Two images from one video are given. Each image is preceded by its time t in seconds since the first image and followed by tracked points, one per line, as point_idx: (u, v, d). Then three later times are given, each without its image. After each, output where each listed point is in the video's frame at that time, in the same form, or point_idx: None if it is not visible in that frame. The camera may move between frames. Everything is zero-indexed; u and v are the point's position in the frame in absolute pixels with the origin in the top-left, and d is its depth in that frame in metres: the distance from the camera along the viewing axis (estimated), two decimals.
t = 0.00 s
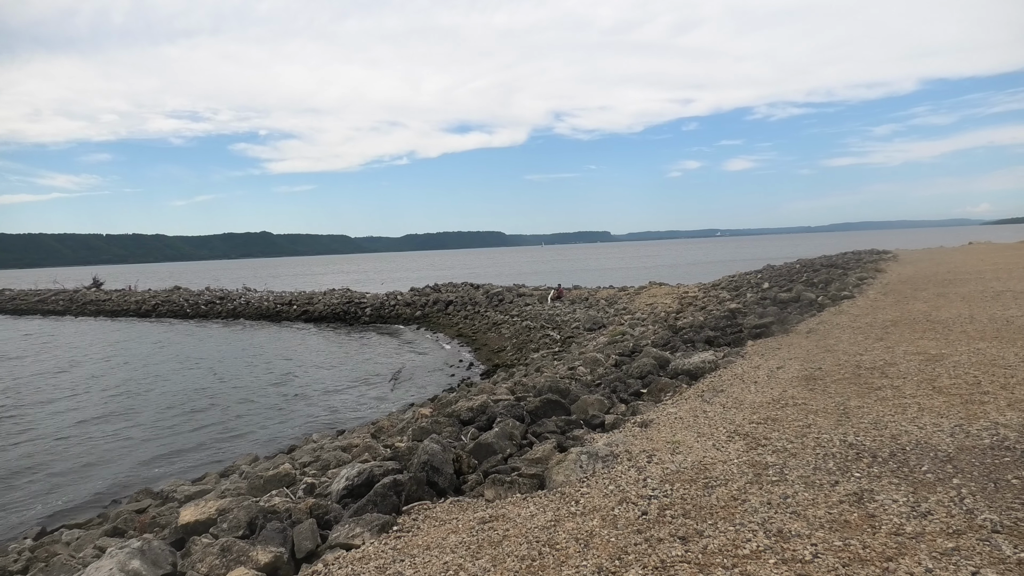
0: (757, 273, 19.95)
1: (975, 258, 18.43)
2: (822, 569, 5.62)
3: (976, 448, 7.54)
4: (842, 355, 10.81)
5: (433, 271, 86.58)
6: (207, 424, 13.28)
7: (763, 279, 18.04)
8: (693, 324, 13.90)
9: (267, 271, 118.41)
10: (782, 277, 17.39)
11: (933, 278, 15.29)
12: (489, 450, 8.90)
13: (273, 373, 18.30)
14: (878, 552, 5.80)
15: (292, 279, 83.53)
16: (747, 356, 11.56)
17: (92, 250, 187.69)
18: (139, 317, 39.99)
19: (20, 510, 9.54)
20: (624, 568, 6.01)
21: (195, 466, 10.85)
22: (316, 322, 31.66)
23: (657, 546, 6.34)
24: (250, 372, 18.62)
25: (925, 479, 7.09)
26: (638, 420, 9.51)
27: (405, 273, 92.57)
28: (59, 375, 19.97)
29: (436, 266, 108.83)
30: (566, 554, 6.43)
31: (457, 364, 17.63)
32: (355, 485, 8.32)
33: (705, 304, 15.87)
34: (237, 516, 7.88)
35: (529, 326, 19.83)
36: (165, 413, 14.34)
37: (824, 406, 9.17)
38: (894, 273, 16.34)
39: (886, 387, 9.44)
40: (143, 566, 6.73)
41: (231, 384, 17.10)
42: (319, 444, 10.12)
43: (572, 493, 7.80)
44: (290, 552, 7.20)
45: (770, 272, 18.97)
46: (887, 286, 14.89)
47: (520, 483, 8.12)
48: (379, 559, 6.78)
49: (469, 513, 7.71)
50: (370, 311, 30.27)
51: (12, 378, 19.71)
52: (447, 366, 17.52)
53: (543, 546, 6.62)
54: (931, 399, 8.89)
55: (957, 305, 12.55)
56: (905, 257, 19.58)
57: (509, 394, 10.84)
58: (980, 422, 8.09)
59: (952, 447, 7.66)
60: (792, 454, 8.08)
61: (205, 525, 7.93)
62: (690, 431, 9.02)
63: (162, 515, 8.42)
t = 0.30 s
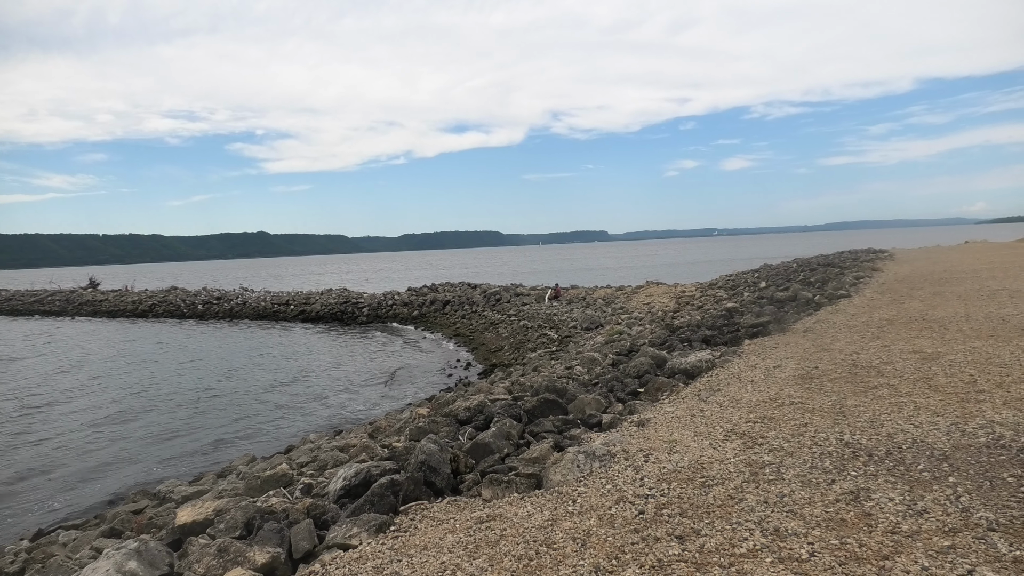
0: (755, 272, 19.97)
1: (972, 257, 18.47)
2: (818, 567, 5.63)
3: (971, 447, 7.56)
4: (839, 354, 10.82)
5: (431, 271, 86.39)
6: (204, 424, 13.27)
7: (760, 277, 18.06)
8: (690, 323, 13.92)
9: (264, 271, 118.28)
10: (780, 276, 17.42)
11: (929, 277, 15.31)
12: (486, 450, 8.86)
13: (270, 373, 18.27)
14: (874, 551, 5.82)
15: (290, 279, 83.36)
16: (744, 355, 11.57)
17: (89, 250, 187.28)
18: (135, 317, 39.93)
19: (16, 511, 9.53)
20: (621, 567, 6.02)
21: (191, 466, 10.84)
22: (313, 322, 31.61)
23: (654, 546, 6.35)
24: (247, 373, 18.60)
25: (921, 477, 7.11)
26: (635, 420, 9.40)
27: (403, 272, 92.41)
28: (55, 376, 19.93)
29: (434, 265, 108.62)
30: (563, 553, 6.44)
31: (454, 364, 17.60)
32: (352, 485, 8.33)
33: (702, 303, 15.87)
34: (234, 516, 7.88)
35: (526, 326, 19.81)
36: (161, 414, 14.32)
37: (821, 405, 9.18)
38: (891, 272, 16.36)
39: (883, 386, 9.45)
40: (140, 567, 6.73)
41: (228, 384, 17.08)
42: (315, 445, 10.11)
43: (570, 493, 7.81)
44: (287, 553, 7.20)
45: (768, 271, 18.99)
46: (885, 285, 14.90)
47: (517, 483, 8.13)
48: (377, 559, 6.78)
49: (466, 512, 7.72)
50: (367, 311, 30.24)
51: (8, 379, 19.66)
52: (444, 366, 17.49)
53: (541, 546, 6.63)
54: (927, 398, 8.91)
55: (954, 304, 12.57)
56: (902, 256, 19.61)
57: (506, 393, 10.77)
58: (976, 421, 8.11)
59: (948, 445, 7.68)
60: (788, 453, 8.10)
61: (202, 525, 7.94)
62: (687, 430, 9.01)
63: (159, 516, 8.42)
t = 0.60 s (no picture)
0: (754, 271, 19.84)
1: (975, 255, 18.32)
2: (822, 571, 5.49)
3: (975, 447, 7.42)
4: (842, 353, 10.68)
5: (428, 270, 86.04)
6: (198, 428, 13.11)
7: (761, 276, 17.92)
8: (690, 323, 13.78)
9: (261, 271, 117.93)
10: (782, 275, 17.28)
11: (931, 275, 15.19)
12: (483, 452, 8.69)
13: (265, 375, 18.10)
14: (877, 553, 5.68)
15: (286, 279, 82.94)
16: (745, 355, 11.42)
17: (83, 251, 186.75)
18: (130, 319, 39.65)
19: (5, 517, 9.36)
20: (621, 572, 5.88)
21: (184, 471, 10.68)
22: (308, 324, 31.39)
23: (654, 549, 6.21)
24: (242, 375, 18.44)
25: (924, 479, 6.97)
26: (635, 421, 9.20)
27: (400, 271, 92.08)
28: (48, 379, 19.74)
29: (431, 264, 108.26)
30: (562, 558, 6.29)
31: (452, 366, 17.43)
32: (346, 490, 8.18)
33: (701, 303, 15.71)
34: (227, 521, 7.73)
35: (524, 326, 19.65)
36: (156, 417, 14.16)
37: (823, 405, 9.03)
38: (894, 270, 16.22)
39: (886, 386, 9.31)
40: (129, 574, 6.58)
41: (222, 387, 16.90)
42: (310, 448, 9.96)
43: (568, 496, 7.67)
44: (281, 558, 7.05)
45: (769, 270, 18.86)
46: (887, 283, 14.77)
47: (515, 486, 7.99)
48: (372, 564, 6.64)
49: (463, 516, 7.57)
50: (362, 312, 30.07)
51: None
52: (441, 367, 17.32)
53: (539, 550, 6.48)
54: (931, 398, 8.77)
55: (958, 302, 12.43)
56: (904, 254, 19.51)
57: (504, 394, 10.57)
58: (980, 421, 7.97)
59: (952, 446, 7.54)
60: (791, 455, 7.96)
61: (194, 531, 7.79)
62: (688, 431, 8.85)
63: (150, 521, 8.26)
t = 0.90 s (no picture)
0: (758, 270, 19.48)
1: (987, 253, 17.93)
2: None
3: (991, 453, 7.07)
4: (852, 355, 10.31)
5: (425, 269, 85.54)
6: (187, 434, 12.75)
7: (768, 275, 17.56)
8: (695, 324, 13.42)
9: (259, 270, 117.49)
10: (790, 274, 16.92)
11: (945, 273, 14.83)
12: (479, 460, 8.31)
13: (257, 379, 17.75)
14: (889, 564, 5.35)
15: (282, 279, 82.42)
16: (752, 357, 11.06)
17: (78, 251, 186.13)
18: (111, 321, 39.19)
19: None
20: None
21: (171, 479, 10.33)
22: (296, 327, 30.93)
23: (657, 560, 5.86)
24: (235, 378, 18.08)
25: (938, 486, 6.62)
26: (638, 426, 8.78)
27: (397, 269, 91.58)
28: (34, 384, 19.33)
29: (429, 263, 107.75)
30: (561, 569, 5.95)
31: (449, 369, 17.06)
32: (336, 499, 7.82)
33: (706, 304, 15.35)
34: (211, 532, 7.39)
35: (522, 327, 19.26)
36: (145, 422, 13.81)
37: (833, 410, 8.68)
38: (906, 269, 15.83)
39: (898, 389, 8.95)
40: None
41: (213, 391, 16.55)
42: (300, 454, 9.61)
43: (568, 505, 7.32)
44: (267, 571, 6.70)
45: (777, 268, 18.51)
46: (899, 282, 14.41)
47: (512, 494, 7.64)
48: None
49: (459, 526, 7.23)
50: (352, 313, 29.69)
51: None
52: (438, 370, 16.96)
53: (537, 562, 6.14)
54: (945, 402, 8.41)
55: (973, 302, 12.05)
56: (917, 252, 19.16)
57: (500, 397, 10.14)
58: (996, 426, 7.62)
59: (966, 452, 7.20)
60: (799, 461, 7.61)
61: (177, 542, 7.44)
62: (693, 437, 8.48)
63: (131, 532, 7.91)
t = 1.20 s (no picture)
0: (774, 269, 18.68)
1: None
2: None
3: None
4: (881, 361, 9.54)
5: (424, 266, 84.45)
6: (165, 444, 12.06)
7: (790, 274, 16.76)
8: (709, 327, 12.58)
9: (256, 267, 116.65)
10: (813, 273, 16.09)
11: (983, 272, 14.00)
12: (475, 475, 7.55)
13: (243, 384, 17.04)
14: None
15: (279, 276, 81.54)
16: (773, 363, 10.13)
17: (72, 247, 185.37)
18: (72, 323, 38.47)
19: None
20: None
21: (144, 494, 9.64)
22: (278, 330, 30.08)
23: None
24: (225, 384, 17.37)
25: (976, 504, 5.91)
26: (647, 439, 7.79)
27: (396, 266, 90.63)
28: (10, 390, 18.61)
29: (429, 260, 106.51)
30: None
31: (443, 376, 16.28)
32: (318, 518, 7.10)
33: (721, 305, 14.54)
34: (181, 554, 6.69)
35: (519, 332, 18.48)
36: (125, 432, 13.13)
37: (861, 421, 7.92)
38: (940, 268, 14.96)
39: (931, 399, 8.20)
40: None
41: (196, 397, 15.84)
42: (281, 469, 8.90)
43: (571, 524, 6.59)
44: None
45: (800, 266, 17.76)
46: (932, 282, 13.63)
47: (510, 513, 6.90)
48: None
49: (451, 548, 6.50)
50: (335, 315, 28.86)
51: None
52: (431, 377, 16.20)
53: None
54: (983, 413, 7.66)
55: (1014, 303, 11.24)
56: (953, 248, 18.24)
57: (496, 406, 9.37)
58: None
59: (1007, 466, 6.47)
60: (824, 477, 6.89)
61: (142, 566, 6.75)
62: (707, 450, 7.73)
63: (93, 554, 7.21)
